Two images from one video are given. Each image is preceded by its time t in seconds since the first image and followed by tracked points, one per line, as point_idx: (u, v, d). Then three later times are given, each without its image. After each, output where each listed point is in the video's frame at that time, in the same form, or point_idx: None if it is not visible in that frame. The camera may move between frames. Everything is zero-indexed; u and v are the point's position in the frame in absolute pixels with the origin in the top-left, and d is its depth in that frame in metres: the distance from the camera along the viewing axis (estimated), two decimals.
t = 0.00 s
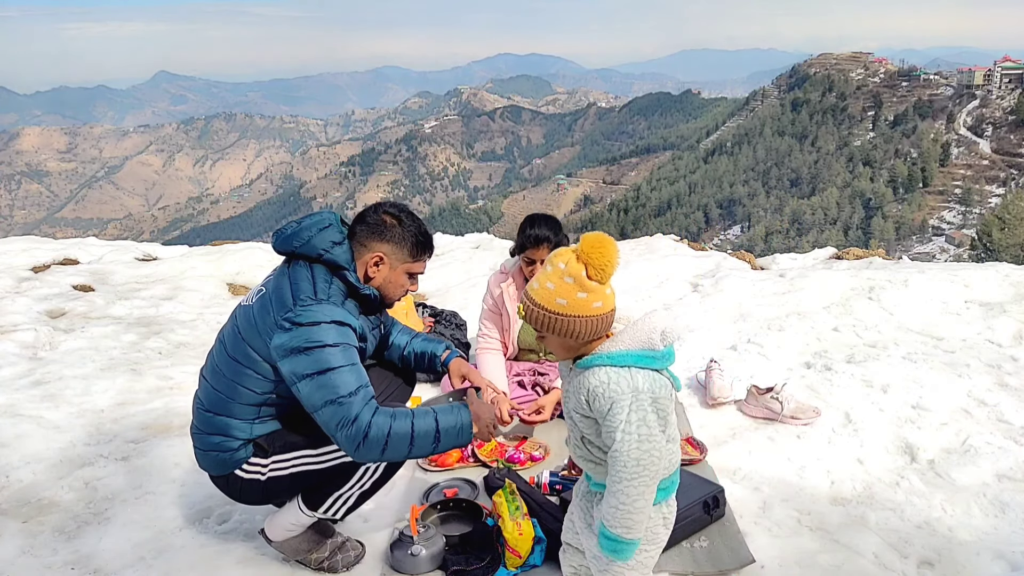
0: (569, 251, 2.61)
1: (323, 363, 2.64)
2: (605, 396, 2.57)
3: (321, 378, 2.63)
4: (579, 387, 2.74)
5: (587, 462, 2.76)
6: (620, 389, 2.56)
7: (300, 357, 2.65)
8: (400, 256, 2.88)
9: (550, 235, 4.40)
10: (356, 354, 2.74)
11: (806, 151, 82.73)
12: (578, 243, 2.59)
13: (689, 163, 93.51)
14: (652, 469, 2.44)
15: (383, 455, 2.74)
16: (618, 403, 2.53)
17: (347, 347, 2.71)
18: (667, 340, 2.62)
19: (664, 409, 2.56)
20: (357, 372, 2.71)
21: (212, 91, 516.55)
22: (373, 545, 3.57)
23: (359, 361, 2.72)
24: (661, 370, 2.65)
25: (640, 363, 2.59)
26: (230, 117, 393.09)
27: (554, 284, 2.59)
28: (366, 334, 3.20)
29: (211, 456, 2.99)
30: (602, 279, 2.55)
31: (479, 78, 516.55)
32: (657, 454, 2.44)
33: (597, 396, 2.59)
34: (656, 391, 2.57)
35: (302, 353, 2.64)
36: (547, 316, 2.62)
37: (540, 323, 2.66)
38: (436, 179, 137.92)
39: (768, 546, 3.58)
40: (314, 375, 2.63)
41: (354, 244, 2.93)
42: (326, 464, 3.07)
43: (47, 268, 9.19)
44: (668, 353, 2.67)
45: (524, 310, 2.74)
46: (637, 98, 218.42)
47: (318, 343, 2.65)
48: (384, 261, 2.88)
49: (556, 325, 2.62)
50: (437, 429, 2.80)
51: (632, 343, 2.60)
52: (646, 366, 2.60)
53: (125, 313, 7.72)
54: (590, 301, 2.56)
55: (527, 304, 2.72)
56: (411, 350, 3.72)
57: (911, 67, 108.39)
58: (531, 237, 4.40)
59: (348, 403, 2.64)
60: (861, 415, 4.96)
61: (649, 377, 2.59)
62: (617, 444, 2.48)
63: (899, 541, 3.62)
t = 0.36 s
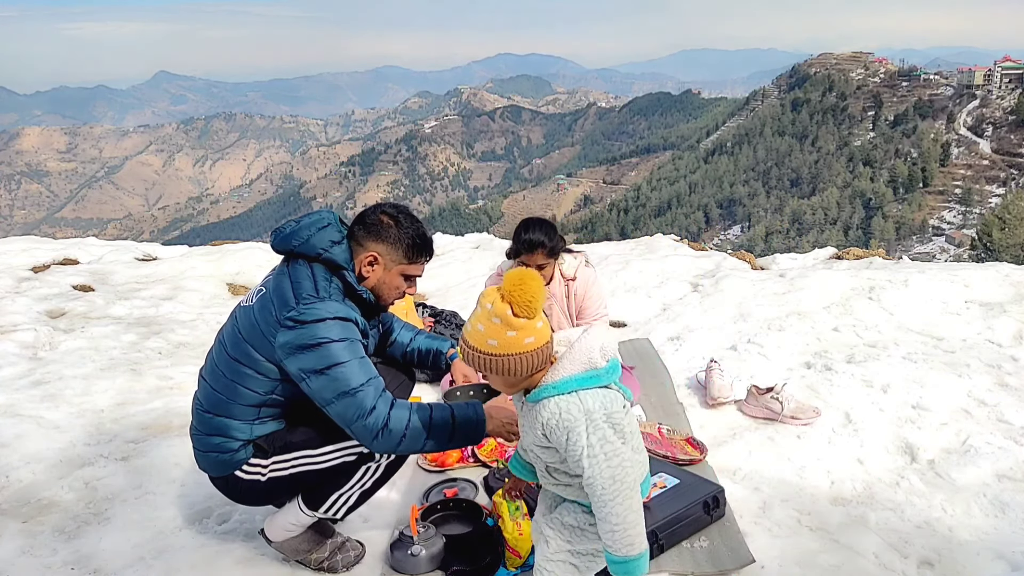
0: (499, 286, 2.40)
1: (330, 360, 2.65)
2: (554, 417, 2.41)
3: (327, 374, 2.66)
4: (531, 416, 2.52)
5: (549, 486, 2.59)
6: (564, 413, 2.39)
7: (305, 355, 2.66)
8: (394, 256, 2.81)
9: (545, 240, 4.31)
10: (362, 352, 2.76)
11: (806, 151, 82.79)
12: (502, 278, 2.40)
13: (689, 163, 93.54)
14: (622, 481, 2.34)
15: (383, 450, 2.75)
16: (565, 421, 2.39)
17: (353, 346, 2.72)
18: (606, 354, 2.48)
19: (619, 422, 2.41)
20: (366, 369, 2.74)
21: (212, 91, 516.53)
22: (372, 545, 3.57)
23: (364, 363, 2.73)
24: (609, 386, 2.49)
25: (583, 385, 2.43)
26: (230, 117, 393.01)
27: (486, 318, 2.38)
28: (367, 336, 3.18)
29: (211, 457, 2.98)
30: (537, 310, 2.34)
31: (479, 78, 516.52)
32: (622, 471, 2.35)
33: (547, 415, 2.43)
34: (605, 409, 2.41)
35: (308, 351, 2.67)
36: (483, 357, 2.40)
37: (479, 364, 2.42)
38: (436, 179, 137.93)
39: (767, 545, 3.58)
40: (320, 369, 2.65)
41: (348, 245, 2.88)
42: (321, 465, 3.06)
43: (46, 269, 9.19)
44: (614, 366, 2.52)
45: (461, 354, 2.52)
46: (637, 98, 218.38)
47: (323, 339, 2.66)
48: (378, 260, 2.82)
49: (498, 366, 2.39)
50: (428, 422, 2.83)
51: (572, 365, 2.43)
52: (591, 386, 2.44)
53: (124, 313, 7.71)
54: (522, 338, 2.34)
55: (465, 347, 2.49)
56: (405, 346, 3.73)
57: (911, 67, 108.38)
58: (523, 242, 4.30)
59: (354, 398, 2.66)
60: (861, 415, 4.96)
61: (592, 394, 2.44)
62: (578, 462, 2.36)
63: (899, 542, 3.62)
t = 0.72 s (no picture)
0: (446, 388, 2.56)
1: (330, 382, 2.63)
2: (522, 488, 2.54)
3: (326, 395, 2.63)
4: (499, 487, 2.65)
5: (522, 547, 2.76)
6: (524, 478, 2.54)
7: (306, 370, 2.65)
8: (395, 260, 2.77)
9: (550, 237, 4.30)
10: (362, 371, 2.73)
11: (807, 151, 82.88)
12: (445, 379, 2.58)
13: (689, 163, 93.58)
14: (598, 526, 2.57)
15: (377, 472, 2.74)
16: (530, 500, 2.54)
17: (355, 366, 2.70)
18: (551, 406, 2.62)
19: (581, 469, 2.59)
20: (365, 394, 2.70)
21: (212, 91, 516.55)
22: (372, 545, 3.58)
23: (363, 386, 2.70)
24: (562, 437, 2.65)
25: (538, 446, 2.58)
26: (230, 118, 393.00)
27: (441, 424, 2.55)
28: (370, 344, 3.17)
29: (213, 457, 2.99)
30: (484, 404, 2.52)
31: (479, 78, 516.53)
32: (598, 520, 2.56)
33: (514, 485, 2.55)
34: (565, 464, 2.57)
35: (309, 367, 2.64)
36: (446, 456, 2.58)
37: (447, 463, 2.58)
38: (436, 179, 137.97)
39: (767, 546, 3.58)
40: (319, 391, 2.64)
41: (353, 252, 2.85)
42: (322, 463, 3.05)
43: (46, 268, 9.18)
44: (561, 415, 2.67)
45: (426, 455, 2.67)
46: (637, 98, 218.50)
47: (324, 359, 2.64)
48: (378, 265, 2.79)
49: (469, 459, 2.57)
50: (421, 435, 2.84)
51: (523, 432, 2.57)
52: (545, 445, 2.59)
53: (125, 313, 7.71)
54: (480, 432, 2.52)
55: (427, 450, 2.66)
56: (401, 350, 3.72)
57: (911, 67, 108.36)
58: (528, 239, 4.30)
59: (350, 422, 2.65)
60: (861, 415, 4.96)
61: (548, 451, 2.59)
62: (551, 516, 2.53)
63: (899, 541, 3.63)
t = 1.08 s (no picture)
0: (443, 413, 2.58)
1: (333, 394, 2.63)
2: (517, 505, 2.57)
3: (328, 405, 2.63)
4: (494, 506, 2.67)
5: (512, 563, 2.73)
6: (518, 495, 2.55)
7: (309, 380, 2.64)
8: (407, 270, 2.80)
9: (553, 238, 4.30)
10: (364, 386, 2.74)
11: (806, 151, 82.99)
12: (444, 405, 2.61)
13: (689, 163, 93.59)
14: (593, 540, 2.58)
15: (374, 480, 2.76)
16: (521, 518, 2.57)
17: (357, 381, 2.70)
18: (550, 432, 2.63)
19: (574, 487, 2.60)
20: (366, 408, 2.72)
21: (212, 91, 516.54)
22: (372, 546, 3.58)
23: (364, 400, 2.71)
24: (558, 456, 2.67)
25: (537, 465, 2.59)
26: (230, 118, 392.98)
27: (436, 448, 2.59)
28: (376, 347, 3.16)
29: (215, 457, 2.99)
30: (478, 430, 2.53)
31: (479, 78, 516.52)
32: (592, 534, 2.60)
33: (511, 504, 2.56)
34: (559, 485, 2.58)
35: (314, 380, 2.65)
36: (440, 477, 2.61)
37: (442, 483, 2.60)
38: (436, 179, 137.98)
39: (767, 545, 3.59)
40: (320, 402, 2.63)
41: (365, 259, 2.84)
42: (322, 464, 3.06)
43: (46, 269, 9.18)
44: (556, 437, 2.69)
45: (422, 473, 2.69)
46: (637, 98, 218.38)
47: (327, 371, 2.64)
48: (390, 273, 2.80)
49: (464, 478, 2.58)
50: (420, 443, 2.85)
51: (520, 452, 2.59)
52: (542, 464, 2.60)
53: (125, 313, 7.71)
54: (473, 457, 2.54)
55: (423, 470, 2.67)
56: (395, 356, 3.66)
57: (911, 67, 108.34)
58: (531, 239, 4.30)
59: (351, 436, 2.66)
60: (861, 415, 4.96)
61: (546, 470, 2.60)
62: (547, 533, 2.55)
63: (899, 541, 3.62)
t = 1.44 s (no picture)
0: (447, 404, 2.61)
1: (327, 396, 2.63)
2: (515, 507, 2.59)
3: (322, 406, 2.63)
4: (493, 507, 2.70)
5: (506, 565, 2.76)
6: (515, 500, 2.59)
7: (304, 380, 2.64)
8: (416, 275, 2.85)
9: (553, 238, 4.30)
10: (359, 389, 2.74)
11: (806, 151, 83.05)
12: (447, 405, 2.63)
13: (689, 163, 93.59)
14: (581, 544, 2.63)
15: (366, 472, 2.79)
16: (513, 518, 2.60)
17: (351, 385, 2.70)
18: (550, 436, 2.66)
19: (566, 496, 2.62)
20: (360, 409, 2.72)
21: (212, 91, 516.52)
22: (372, 545, 3.58)
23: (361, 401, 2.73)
24: (556, 463, 2.70)
25: (533, 468, 2.62)
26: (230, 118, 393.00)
27: (435, 435, 2.61)
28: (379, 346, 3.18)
29: (213, 453, 2.97)
30: (479, 422, 2.56)
31: (479, 78, 516.50)
32: (582, 539, 2.62)
33: (508, 506, 2.59)
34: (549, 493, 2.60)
35: (312, 378, 2.64)
36: (439, 468, 2.64)
37: (442, 468, 2.62)
38: (436, 178, 138.05)
39: (768, 546, 3.58)
40: (315, 401, 2.63)
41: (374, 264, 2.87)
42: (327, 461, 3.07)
43: (47, 268, 9.18)
44: (559, 444, 2.72)
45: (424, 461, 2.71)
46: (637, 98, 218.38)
47: (325, 373, 2.63)
48: (399, 278, 2.84)
49: (462, 475, 2.62)
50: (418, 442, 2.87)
51: (518, 451, 2.62)
52: (539, 466, 2.64)
53: (125, 313, 7.71)
54: (475, 447, 2.57)
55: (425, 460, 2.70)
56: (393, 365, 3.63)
57: (911, 67, 108.30)
58: (530, 241, 4.31)
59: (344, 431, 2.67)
60: (861, 414, 4.96)
61: (542, 475, 2.64)
62: (534, 537, 2.57)
63: (899, 541, 3.63)
